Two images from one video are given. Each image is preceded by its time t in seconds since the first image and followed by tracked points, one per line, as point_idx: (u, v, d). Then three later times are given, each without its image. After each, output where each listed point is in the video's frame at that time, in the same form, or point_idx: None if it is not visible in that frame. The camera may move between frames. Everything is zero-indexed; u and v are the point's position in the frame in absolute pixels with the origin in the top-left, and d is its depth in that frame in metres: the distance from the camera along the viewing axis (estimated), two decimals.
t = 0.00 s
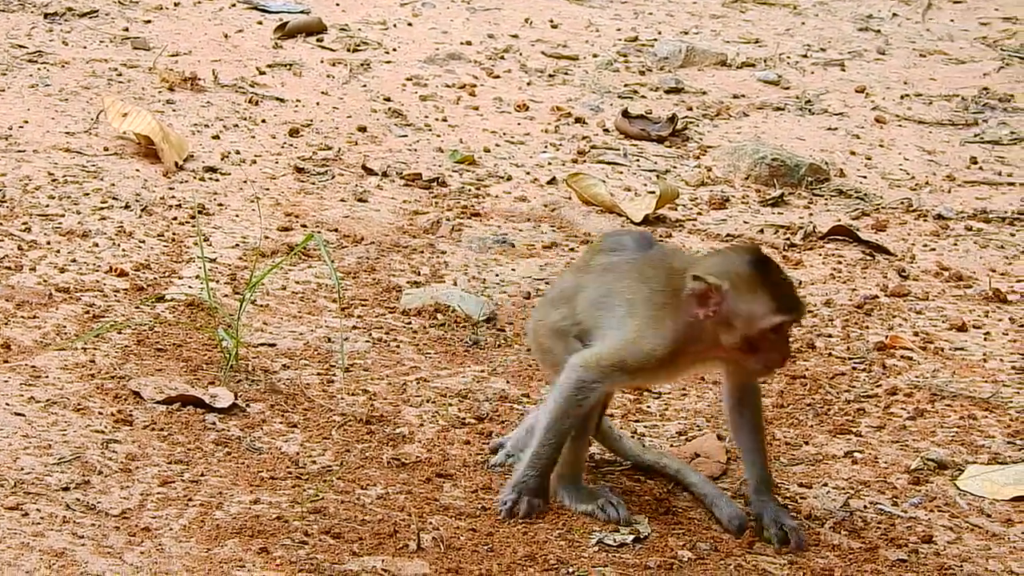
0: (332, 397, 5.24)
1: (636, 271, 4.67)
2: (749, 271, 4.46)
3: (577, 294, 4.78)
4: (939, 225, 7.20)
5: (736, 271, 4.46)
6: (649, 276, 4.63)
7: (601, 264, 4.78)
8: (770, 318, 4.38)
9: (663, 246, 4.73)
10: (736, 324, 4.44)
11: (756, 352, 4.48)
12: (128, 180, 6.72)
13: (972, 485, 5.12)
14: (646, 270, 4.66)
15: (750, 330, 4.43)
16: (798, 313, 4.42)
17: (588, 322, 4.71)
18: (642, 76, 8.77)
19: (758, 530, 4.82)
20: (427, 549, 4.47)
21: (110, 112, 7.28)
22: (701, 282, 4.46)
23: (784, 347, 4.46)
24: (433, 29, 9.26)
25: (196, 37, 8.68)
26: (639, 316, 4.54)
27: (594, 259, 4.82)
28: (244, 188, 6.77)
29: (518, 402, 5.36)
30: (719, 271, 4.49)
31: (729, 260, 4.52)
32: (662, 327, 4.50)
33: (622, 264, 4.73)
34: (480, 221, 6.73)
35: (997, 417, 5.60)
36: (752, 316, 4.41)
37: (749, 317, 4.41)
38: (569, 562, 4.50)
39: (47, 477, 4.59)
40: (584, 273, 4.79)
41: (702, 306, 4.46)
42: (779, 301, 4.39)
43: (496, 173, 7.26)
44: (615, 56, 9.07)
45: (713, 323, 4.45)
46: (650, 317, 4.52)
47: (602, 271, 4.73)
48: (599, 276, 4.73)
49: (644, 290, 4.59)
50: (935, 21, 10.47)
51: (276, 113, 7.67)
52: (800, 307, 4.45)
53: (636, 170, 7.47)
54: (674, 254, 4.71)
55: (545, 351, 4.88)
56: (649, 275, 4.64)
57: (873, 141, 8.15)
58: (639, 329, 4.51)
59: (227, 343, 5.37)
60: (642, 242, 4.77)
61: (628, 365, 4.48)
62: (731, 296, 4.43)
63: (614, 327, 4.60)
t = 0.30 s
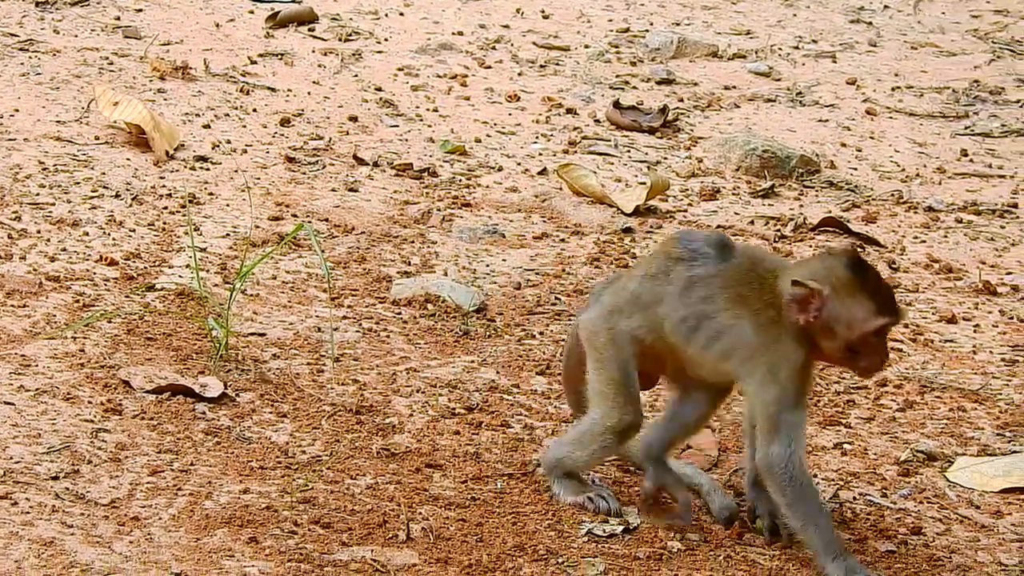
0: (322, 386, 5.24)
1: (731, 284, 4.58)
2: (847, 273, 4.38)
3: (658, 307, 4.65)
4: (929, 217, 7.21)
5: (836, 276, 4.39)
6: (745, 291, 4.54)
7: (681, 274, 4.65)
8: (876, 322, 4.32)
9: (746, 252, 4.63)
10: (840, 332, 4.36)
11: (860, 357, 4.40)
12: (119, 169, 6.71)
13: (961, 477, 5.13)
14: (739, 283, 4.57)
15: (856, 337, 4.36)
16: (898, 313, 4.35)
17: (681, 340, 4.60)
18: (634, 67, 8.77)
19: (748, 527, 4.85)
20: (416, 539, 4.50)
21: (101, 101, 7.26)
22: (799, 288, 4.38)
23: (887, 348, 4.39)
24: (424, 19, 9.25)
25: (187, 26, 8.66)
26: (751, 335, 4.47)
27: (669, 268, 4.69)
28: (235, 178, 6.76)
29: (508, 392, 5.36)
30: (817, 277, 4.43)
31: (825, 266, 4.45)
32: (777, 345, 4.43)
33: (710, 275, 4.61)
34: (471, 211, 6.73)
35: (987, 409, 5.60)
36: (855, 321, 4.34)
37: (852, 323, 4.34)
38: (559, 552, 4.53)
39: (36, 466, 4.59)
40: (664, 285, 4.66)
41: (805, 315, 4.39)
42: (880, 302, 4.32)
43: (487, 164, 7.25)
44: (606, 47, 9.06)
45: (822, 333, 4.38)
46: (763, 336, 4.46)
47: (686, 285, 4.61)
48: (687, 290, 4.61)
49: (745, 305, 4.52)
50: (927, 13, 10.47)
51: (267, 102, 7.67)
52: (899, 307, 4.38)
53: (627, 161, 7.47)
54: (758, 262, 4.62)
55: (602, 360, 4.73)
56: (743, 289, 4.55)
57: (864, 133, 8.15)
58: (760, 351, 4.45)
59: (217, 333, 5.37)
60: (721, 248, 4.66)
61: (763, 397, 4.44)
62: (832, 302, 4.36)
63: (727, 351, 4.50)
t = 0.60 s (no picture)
0: (304, 378, 5.24)
1: (799, 299, 4.66)
2: (924, 300, 4.63)
3: (722, 317, 4.65)
4: (912, 209, 7.22)
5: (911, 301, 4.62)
6: (812, 304, 4.65)
7: (750, 287, 4.68)
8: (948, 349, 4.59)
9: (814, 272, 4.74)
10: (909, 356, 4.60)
11: (922, 383, 4.68)
12: (103, 162, 6.71)
13: (944, 470, 5.13)
14: (806, 297, 4.67)
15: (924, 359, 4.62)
16: (965, 343, 4.69)
17: (744, 350, 4.60)
18: (617, 60, 8.76)
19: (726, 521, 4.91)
20: (398, 531, 4.53)
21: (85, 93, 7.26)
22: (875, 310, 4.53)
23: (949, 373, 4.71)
24: (408, 11, 9.24)
25: (170, 18, 8.66)
26: (814, 346, 4.56)
27: (736, 281, 4.71)
28: (218, 170, 6.76)
29: (490, 384, 5.36)
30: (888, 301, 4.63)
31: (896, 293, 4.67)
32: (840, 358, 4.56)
33: (779, 290, 4.67)
34: (453, 203, 6.73)
35: (969, 401, 5.62)
36: (926, 347, 4.60)
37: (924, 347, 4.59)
38: (541, 545, 4.57)
39: (17, 459, 4.60)
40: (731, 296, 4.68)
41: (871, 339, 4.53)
42: (952, 332, 4.62)
43: (470, 156, 7.25)
44: (590, 40, 9.06)
45: (891, 355, 4.59)
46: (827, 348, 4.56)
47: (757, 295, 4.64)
48: (755, 301, 4.64)
49: (811, 318, 4.61)
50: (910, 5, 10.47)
51: (250, 95, 7.66)
52: (962, 336, 4.72)
53: (610, 154, 7.46)
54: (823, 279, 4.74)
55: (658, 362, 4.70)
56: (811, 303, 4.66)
57: (847, 126, 8.15)
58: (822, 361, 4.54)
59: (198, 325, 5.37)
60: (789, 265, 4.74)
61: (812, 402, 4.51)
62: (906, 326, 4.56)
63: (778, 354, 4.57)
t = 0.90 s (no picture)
0: (285, 373, 5.24)
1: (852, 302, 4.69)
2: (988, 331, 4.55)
3: (774, 324, 4.72)
4: (892, 203, 7.23)
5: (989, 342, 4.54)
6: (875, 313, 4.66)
7: (800, 293, 4.74)
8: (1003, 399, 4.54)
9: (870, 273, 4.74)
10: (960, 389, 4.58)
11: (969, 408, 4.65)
12: (83, 158, 6.70)
13: (925, 464, 5.24)
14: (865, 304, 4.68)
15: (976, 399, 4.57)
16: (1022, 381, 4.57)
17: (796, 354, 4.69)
18: (598, 55, 8.75)
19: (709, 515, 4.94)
20: (378, 526, 4.52)
21: (65, 90, 7.25)
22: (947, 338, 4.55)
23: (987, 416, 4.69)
24: (389, 7, 9.24)
25: (150, 14, 8.66)
26: (864, 354, 4.59)
27: (786, 287, 4.77)
28: (198, 166, 6.76)
29: (472, 379, 5.37)
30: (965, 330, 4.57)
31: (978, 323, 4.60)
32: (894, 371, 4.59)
33: (833, 294, 4.72)
34: (434, 198, 6.73)
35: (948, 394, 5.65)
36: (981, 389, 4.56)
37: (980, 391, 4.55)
38: (522, 539, 4.55)
39: None
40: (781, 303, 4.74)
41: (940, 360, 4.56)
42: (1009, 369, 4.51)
43: (451, 151, 7.25)
44: (570, 35, 9.05)
45: (944, 384, 4.58)
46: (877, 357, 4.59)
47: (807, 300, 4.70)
48: (806, 306, 4.70)
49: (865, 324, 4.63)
50: None
51: (230, 90, 7.66)
52: None
53: (590, 148, 7.45)
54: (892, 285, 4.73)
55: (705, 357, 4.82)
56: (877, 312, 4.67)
57: (828, 120, 8.15)
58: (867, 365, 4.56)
59: (179, 321, 5.37)
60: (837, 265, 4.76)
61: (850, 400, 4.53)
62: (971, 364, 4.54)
63: (826, 354, 4.63)
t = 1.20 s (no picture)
0: (212, 370, 5.29)
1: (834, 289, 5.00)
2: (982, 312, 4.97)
3: (752, 310, 5.03)
4: (821, 199, 7.45)
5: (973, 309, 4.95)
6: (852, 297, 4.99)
7: (780, 279, 5.04)
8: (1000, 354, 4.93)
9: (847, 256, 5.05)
10: (951, 360, 4.95)
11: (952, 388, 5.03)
12: (10, 154, 6.68)
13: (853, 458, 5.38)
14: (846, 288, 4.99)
15: (969, 367, 4.96)
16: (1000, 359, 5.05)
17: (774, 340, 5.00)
18: (528, 51, 8.83)
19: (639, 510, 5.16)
20: (305, 522, 4.59)
21: None
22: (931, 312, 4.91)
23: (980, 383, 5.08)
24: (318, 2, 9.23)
25: (77, 10, 8.61)
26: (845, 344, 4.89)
27: (765, 274, 5.08)
28: (127, 162, 6.78)
29: (399, 375, 5.46)
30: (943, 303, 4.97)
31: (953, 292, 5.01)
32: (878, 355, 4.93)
33: (812, 280, 5.03)
34: (363, 193, 6.80)
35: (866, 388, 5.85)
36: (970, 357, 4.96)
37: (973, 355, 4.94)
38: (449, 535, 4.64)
39: None
40: (763, 288, 5.05)
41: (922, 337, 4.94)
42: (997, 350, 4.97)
43: (380, 147, 7.31)
44: (499, 31, 9.11)
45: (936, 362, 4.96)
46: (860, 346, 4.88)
47: (788, 287, 5.00)
48: (787, 293, 5.01)
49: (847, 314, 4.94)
50: None
51: (157, 87, 7.64)
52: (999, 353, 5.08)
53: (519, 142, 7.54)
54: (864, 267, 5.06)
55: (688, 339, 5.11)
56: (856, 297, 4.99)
57: (756, 115, 8.34)
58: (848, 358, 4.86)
59: (105, 318, 5.36)
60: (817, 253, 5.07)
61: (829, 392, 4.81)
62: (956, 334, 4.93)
63: (812, 342, 4.91)
